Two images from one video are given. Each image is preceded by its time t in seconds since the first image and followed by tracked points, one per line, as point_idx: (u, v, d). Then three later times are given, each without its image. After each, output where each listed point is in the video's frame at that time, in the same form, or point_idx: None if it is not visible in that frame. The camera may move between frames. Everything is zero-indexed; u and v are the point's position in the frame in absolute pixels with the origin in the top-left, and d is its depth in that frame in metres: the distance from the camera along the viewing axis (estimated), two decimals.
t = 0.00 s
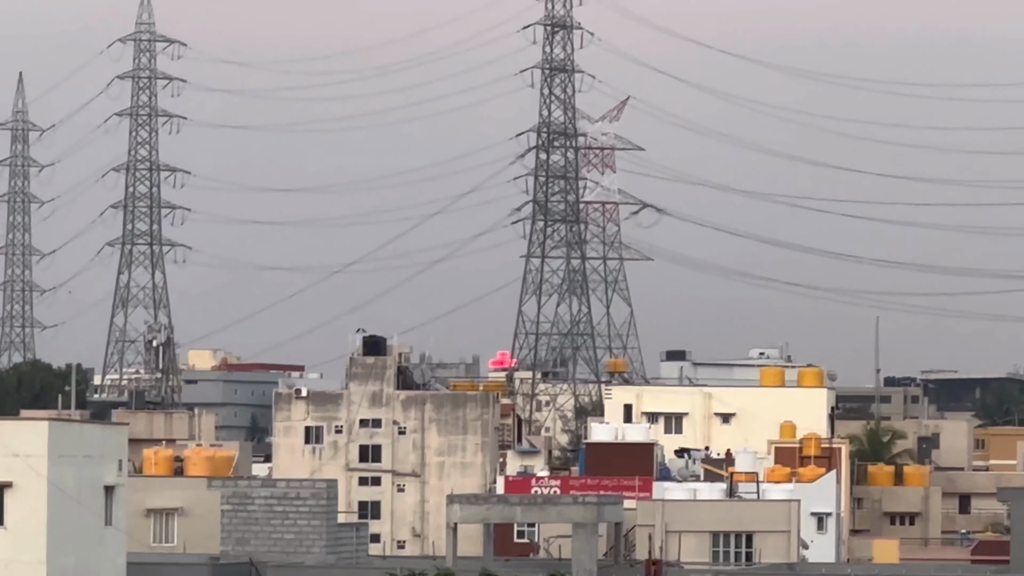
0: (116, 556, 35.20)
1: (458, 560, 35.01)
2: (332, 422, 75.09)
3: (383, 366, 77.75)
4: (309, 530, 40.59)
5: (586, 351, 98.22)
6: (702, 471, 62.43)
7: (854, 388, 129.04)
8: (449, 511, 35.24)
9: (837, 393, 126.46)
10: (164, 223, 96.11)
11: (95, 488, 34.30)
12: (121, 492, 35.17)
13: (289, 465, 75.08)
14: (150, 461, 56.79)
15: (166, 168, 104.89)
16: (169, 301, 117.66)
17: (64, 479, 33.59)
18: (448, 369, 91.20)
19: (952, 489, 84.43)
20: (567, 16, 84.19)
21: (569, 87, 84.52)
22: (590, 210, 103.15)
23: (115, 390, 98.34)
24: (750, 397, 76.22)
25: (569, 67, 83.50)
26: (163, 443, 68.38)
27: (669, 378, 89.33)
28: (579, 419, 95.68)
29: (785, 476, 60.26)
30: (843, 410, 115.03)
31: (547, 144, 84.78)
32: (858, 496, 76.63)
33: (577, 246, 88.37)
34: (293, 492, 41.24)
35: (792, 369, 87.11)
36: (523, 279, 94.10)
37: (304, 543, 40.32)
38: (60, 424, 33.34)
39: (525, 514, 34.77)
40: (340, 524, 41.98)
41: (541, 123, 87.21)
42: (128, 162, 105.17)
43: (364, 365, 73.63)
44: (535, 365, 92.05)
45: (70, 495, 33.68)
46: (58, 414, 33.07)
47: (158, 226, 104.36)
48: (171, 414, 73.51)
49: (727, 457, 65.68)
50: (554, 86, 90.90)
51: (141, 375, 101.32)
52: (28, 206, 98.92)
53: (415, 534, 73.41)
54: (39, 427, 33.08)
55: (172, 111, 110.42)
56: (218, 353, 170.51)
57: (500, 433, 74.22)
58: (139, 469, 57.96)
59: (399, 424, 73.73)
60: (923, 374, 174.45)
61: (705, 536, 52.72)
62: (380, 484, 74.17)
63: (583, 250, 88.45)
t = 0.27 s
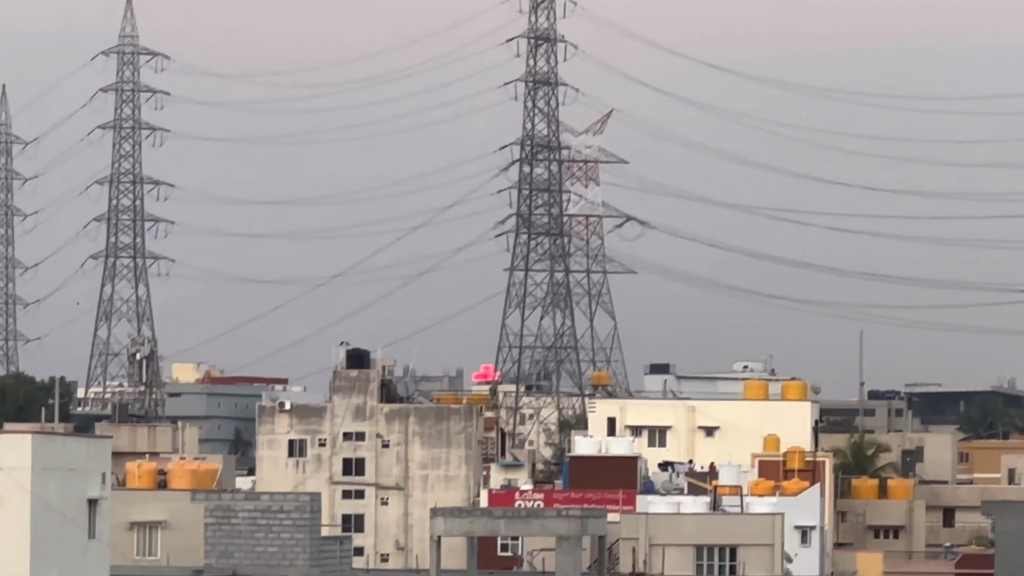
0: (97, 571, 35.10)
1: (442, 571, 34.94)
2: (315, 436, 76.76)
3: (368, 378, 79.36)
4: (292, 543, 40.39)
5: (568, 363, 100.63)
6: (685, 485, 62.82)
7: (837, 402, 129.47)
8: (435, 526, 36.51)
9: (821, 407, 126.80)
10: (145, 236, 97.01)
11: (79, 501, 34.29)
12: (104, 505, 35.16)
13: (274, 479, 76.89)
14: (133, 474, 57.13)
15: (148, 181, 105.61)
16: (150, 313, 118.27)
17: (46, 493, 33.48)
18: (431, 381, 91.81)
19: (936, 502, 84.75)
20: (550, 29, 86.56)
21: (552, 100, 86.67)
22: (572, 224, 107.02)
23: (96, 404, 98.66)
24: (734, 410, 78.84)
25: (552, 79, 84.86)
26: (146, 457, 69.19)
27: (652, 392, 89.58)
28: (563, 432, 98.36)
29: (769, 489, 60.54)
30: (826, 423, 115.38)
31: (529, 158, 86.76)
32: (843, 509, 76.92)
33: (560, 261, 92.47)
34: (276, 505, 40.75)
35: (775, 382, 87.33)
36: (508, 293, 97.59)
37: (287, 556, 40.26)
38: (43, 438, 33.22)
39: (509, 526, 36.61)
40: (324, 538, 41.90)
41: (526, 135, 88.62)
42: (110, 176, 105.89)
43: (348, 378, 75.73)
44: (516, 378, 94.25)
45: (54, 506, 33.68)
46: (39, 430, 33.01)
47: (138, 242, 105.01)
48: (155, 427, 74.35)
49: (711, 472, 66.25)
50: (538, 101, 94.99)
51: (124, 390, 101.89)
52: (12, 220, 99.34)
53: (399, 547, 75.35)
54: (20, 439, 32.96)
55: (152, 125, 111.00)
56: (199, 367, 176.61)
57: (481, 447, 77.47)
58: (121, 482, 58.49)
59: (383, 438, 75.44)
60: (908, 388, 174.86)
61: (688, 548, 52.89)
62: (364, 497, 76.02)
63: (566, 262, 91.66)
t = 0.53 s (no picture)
0: None
1: None
2: (301, 446, 77.00)
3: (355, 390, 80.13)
4: (279, 554, 40.48)
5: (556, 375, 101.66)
6: (672, 495, 63.06)
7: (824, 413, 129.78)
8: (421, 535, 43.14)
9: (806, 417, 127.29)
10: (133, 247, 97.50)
11: (65, 513, 34.29)
12: (90, 515, 35.17)
13: (259, 488, 76.94)
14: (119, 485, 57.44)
15: (135, 193, 106.04)
16: (136, 327, 118.73)
17: (33, 504, 33.46)
18: (418, 394, 92.40)
19: (924, 514, 84.91)
20: (536, 41, 87.00)
21: (538, 111, 87.15)
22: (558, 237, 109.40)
23: (83, 416, 99.05)
24: (721, 422, 78.97)
25: (537, 91, 85.08)
26: (132, 468, 69.76)
27: (639, 404, 89.76)
28: (549, 442, 99.68)
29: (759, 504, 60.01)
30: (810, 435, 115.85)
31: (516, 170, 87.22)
32: (830, 521, 77.05)
33: (547, 274, 93.08)
34: (262, 517, 40.88)
35: (762, 394, 87.47)
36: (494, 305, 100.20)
37: (274, 566, 40.34)
38: (29, 449, 33.17)
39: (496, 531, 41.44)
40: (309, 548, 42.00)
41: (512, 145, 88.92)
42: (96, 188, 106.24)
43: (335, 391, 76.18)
44: (502, 388, 94.98)
45: (43, 518, 33.68)
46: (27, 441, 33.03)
47: (125, 254, 105.47)
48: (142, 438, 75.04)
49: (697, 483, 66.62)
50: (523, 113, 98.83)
51: (112, 401, 102.25)
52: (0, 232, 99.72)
53: (384, 560, 75.35)
54: (6, 451, 32.92)
55: (138, 138, 111.64)
56: (184, 378, 178.92)
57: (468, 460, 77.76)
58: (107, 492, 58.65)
59: (370, 449, 75.96)
60: (893, 399, 175.70)
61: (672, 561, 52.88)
62: (350, 508, 76.23)
63: (553, 274, 92.20)
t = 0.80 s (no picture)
0: None
1: None
2: (290, 457, 77.75)
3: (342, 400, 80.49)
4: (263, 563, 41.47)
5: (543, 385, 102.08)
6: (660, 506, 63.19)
7: (812, 422, 129.77)
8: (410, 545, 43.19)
9: (795, 427, 127.37)
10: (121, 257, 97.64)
11: (53, 523, 34.29)
12: (79, 526, 35.22)
13: (248, 498, 77.94)
14: (106, 495, 57.63)
15: (124, 203, 106.15)
16: (125, 338, 118.79)
17: (22, 514, 33.39)
18: (407, 404, 92.54)
19: (912, 523, 84.93)
20: (524, 51, 87.21)
21: (526, 121, 87.34)
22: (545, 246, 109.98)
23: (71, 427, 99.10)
24: (710, 432, 79.00)
25: (525, 100, 85.01)
26: (120, 479, 69.96)
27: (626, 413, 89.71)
28: (536, 453, 100.13)
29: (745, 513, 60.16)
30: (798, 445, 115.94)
31: (503, 179, 87.38)
32: (818, 531, 77.06)
33: (535, 283, 93.19)
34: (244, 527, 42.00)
35: (750, 404, 87.48)
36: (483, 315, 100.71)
37: None
38: (17, 459, 33.13)
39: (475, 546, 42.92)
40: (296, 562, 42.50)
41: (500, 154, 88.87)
42: (84, 198, 106.38)
43: (322, 401, 76.93)
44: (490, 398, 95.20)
45: (32, 531, 33.67)
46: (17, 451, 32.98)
47: (113, 264, 105.57)
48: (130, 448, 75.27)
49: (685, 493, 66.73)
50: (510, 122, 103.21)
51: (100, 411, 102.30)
52: None
53: (373, 569, 76.31)
54: None
55: (123, 147, 112.02)
56: (173, 389, 179.35)
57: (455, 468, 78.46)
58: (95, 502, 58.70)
59: (357, 459, 76.74)
60: (882, 408, 175.95)
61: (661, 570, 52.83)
62: (338, 518, 76.99)
63: (541, 284, 92.35)
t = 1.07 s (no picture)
0: None
1: None
2: (279, 466, 77.90)
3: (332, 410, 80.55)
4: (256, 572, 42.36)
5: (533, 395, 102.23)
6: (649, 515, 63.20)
7: (801, 432, 129.72)
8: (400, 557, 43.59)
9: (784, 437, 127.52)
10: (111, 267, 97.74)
11: (43, 533, 34.30)
12: (68, 536, 35.20)
13: (238, 508, 78.12)
14: (96, 504, 57.70)
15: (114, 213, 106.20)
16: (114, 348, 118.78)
17: (12, 523, 33.37)
18: (397, 413, 92.56)
19: (901, 532, 84.97)
20: (514, 60, 87.32)
21: (516, 131, 87.47)
22: (534, 256, 110.31)
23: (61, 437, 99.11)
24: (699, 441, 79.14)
25: (515, 110, 85.10)
26: (109, 489, 69.99)
27: (616, 423, 89.67)
28: (527, 463, 100.25)
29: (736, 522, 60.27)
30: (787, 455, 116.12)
31: (493, 189, 87.50)
32: (808, 540, 77.08)
33: (525, 293, 93.29)
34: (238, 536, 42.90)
35: (740, 413, 87.49)
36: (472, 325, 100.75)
37: None
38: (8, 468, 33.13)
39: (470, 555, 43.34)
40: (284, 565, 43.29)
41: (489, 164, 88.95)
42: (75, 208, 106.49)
43: (312, 411, 76.99)
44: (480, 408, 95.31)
45: (22, 541, 33.65)
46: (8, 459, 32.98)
47: (103, 273, 105.66)
48: (119, 457, 75.31)
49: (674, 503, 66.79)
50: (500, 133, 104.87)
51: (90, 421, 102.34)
52: None
53: None
54: None
55: (113, 155, 111.73)
56: (162, 399, 179.32)
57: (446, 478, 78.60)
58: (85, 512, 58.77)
59: (347, 468, 76.90)
60: (872, 418, 176.16)
61: None
62: (329, 527, 77.03)
63: (531, 293, 92.44)
